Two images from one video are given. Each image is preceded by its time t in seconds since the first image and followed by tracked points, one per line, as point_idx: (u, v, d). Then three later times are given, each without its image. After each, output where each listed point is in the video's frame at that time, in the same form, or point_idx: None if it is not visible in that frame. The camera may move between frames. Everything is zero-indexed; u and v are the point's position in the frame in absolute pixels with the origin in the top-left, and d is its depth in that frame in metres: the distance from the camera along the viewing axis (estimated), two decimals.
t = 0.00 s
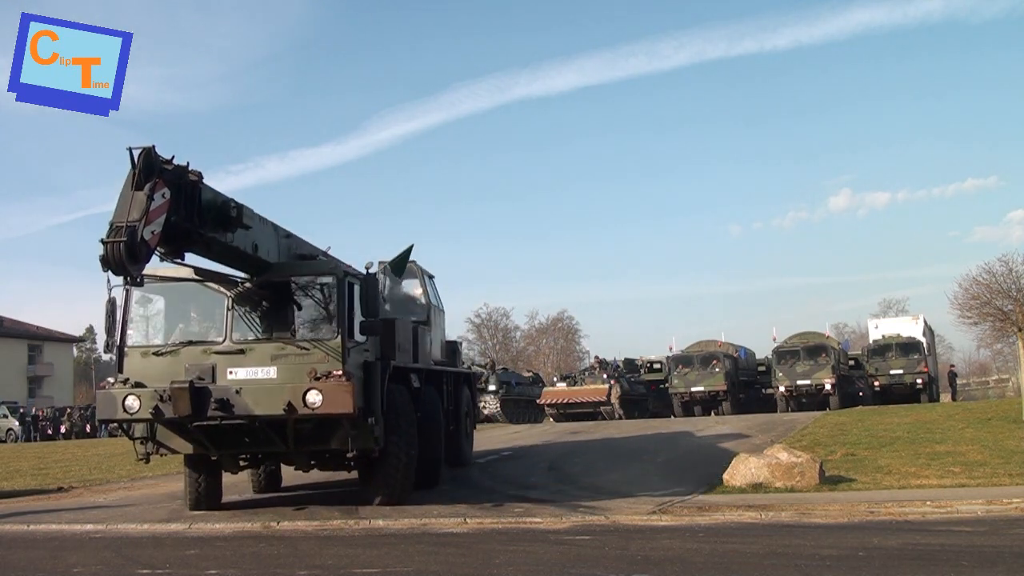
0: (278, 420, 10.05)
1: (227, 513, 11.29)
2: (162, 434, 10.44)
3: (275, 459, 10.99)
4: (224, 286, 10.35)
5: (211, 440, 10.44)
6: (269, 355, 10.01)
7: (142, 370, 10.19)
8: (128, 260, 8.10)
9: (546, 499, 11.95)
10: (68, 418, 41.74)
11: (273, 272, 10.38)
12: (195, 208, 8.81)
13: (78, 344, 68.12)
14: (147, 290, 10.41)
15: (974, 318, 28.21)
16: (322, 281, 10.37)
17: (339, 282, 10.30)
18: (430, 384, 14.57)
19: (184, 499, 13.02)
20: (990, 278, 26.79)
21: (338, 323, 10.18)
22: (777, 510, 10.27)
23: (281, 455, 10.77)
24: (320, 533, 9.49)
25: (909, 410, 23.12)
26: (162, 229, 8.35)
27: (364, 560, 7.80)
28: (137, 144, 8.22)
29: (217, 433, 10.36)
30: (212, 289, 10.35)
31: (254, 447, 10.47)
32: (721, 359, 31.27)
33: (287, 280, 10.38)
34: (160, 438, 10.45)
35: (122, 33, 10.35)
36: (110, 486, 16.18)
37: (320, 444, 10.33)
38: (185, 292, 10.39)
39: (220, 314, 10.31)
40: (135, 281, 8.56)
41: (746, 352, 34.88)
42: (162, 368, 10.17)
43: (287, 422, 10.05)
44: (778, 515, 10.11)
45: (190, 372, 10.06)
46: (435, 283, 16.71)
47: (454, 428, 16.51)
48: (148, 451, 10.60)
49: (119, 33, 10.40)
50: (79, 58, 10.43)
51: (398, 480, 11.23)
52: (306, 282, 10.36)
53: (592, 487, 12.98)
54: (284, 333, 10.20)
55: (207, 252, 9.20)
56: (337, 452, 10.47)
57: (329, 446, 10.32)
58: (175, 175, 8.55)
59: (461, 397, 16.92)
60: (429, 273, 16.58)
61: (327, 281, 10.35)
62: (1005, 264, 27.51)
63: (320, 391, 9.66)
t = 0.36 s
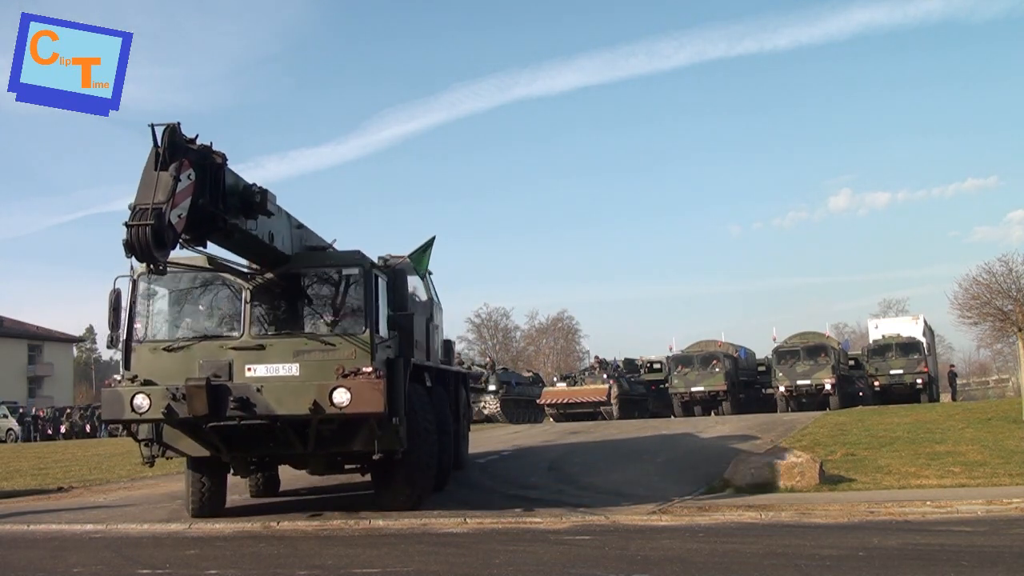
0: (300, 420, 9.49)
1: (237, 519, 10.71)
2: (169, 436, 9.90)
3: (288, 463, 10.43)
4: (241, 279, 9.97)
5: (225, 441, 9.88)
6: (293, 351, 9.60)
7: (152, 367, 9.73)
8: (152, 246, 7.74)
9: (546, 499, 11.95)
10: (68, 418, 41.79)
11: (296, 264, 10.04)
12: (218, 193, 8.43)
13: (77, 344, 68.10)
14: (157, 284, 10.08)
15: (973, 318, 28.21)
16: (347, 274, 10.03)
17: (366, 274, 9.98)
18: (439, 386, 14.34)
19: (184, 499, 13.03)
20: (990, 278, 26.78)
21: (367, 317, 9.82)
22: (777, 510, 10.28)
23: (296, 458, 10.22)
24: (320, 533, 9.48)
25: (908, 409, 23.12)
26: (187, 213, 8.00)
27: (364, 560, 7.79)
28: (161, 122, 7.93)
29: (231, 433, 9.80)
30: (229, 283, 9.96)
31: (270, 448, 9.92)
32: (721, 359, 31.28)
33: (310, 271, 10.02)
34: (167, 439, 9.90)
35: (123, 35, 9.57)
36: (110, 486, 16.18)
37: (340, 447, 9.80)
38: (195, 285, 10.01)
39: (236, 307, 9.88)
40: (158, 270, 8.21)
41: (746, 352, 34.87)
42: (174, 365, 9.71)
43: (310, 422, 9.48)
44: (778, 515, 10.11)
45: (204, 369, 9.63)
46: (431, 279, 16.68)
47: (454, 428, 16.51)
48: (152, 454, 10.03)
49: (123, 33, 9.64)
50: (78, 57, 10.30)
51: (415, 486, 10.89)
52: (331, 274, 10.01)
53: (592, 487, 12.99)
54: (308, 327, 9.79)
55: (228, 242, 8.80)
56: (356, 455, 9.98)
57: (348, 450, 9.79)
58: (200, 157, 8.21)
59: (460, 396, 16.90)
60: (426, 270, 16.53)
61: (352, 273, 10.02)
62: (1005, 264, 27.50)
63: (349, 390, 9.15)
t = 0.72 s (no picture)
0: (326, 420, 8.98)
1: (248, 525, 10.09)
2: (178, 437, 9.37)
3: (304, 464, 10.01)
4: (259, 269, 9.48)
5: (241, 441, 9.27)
6: (318, 346, 9.11)
7: (161, 362, 9.22)
8: (182, 227, 7.04)
9: (547, 499, 11.95)
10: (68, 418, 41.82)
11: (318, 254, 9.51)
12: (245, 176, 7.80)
13: (77, 344, 68.07)
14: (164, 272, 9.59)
15: (974, 318, 28.21)
16: (373, 264, 9.57)
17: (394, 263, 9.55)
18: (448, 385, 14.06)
19: (184, 499, 13.04)
20: (990, 278, 26.78)
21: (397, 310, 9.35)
22: (777, 510, 10.28)
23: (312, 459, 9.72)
24: (320, 534, 9.49)
25: (908, 410, 23.13)
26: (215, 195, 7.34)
27: (364, 560, 7.80)
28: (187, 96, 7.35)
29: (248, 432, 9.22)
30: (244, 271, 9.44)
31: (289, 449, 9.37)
32: (721, 359, 31.28)
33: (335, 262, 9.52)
34: (175, 441, 9.42)
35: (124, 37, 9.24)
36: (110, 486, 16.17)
37: (363, 448, 9.41)
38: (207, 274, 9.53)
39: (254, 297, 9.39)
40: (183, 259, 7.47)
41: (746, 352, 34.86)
42: (185, 360, 9.19)
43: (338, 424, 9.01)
44: (778, 515, 10.12)
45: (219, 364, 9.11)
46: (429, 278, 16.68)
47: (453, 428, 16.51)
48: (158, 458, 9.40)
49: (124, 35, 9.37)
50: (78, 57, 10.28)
51: (435, 491, 10.85)
52: (358, 264, 9.54)
53: (592, 487, 12.98)
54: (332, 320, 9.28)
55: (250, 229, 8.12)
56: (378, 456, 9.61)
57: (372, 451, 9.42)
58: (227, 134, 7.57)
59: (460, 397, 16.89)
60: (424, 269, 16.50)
61: (379, 263, 9.55)
62: (1005, 264, 27.49)
63: (381, 386, 8.48)
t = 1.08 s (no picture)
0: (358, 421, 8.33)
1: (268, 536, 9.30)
2: (192, 441, 8.48)
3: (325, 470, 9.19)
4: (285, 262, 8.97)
5: (263, 446, 8.51)
6: (350, 344, 8.65)
7: (180, 362, 8.64)
8: (226, 213, 6.79)
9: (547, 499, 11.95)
10: (67, 418, 41.83)
11: (349, 246, 9.11)
12: (278, 160, 7.55)
13: (77, 344, 68.05)
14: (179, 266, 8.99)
15: (974, 318, 28.21)
16: (408, 257, 9.17)
17: (431, 257, 9.21)
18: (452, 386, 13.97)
19: (183, 500, 13.04)
20: (990, 278, 26.78)
21: (436, 305, 8.96)
22: (777, 510, 10.28)
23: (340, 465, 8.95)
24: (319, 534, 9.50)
25: (908, 409, 23.13)
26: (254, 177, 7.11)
27: (365, 560, 7.79)
28: (224, 72, 7.05)
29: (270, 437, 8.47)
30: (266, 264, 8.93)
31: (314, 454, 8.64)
32: (721, 359, 31.29)
33: (368, 254, 9.11)
34: (191, 447, 8.49)
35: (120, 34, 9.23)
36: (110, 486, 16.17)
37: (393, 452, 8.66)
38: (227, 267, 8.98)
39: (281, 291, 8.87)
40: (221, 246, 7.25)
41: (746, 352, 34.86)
42: (206, 360, 8.62)
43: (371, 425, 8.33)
44: (778, 515, 10.12)
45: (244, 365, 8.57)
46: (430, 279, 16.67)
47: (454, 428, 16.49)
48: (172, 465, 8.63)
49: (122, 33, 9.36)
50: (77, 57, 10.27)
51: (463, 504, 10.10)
52: (393, 257, 9.15)
53: (592, 487, 12.98)
54: (366, 314, 8.84)
55: (280, 217, 7.83)
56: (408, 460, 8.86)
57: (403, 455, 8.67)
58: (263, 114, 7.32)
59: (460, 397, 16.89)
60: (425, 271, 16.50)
61: (415, 256, 9.18)
62: (1005, 264, 27.50)
63: (420, 386, 7.99)
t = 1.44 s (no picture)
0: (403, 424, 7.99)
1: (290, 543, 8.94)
2: (218, 443, 8.04)
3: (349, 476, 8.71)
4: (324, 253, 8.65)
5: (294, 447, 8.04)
6: (396, 341, 8.43)
7: (209, 357, 8.25)
8: (293, 192, 6.97)
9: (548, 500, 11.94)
10: (68, 418, 41.84)
11: (394, 236, 8.90)
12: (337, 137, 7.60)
13: (77, 344, 68.03)
14: (209, 254, 8.65)
15: (974, 318, 28.22)
16: (456, 249, 9.02)
17: (480, 250, 9.06)
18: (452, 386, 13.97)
19: (183, 500, 13.05)
20: (990, 278, 26.79)
21: (485, 301, 8.86)
22: (777, 510, 10.27)
23: (372, 471, 8.53)
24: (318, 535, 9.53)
25: (908, 409, 23.13)
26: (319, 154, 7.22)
27: (365, 560, 7.79)
28: (285, 46, 7.04)
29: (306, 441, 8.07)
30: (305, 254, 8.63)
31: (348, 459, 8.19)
32: (721, 359, 31.30)
33: (415, 246, 8.92)
34: (216, 449, 8.04)
35: (127, 35, 10.32)
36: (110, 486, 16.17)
37: (430, 458, 8.23)
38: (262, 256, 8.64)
39: (321, 284, 8.56)
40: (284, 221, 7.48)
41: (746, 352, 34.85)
42: (239, 356, 8.22)
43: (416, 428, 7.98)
44: (778, 515, 10.11)
45: (281, 362, 8.23)
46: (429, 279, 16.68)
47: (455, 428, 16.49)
48: (194, 467, 8.20)
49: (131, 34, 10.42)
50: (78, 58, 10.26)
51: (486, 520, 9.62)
52: (441, 248, 8.98)
53: (592, 487, 12.98)
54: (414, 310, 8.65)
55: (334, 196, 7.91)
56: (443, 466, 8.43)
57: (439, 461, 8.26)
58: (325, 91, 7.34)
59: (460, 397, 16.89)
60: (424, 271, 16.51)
61: (463, 248, 9.03)
62: (1005, 264, 27.50)
63: (472, 388, 7.66)
